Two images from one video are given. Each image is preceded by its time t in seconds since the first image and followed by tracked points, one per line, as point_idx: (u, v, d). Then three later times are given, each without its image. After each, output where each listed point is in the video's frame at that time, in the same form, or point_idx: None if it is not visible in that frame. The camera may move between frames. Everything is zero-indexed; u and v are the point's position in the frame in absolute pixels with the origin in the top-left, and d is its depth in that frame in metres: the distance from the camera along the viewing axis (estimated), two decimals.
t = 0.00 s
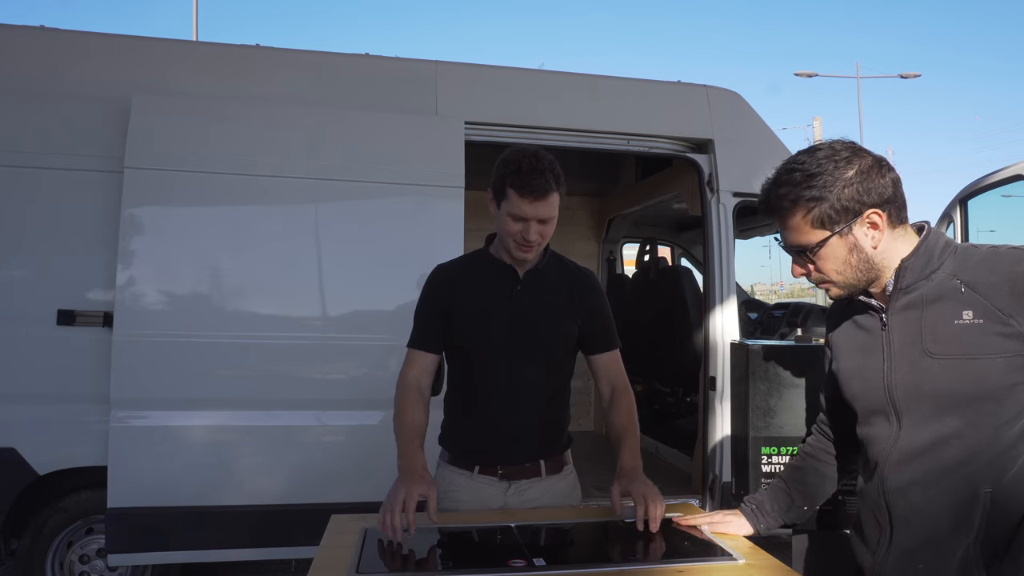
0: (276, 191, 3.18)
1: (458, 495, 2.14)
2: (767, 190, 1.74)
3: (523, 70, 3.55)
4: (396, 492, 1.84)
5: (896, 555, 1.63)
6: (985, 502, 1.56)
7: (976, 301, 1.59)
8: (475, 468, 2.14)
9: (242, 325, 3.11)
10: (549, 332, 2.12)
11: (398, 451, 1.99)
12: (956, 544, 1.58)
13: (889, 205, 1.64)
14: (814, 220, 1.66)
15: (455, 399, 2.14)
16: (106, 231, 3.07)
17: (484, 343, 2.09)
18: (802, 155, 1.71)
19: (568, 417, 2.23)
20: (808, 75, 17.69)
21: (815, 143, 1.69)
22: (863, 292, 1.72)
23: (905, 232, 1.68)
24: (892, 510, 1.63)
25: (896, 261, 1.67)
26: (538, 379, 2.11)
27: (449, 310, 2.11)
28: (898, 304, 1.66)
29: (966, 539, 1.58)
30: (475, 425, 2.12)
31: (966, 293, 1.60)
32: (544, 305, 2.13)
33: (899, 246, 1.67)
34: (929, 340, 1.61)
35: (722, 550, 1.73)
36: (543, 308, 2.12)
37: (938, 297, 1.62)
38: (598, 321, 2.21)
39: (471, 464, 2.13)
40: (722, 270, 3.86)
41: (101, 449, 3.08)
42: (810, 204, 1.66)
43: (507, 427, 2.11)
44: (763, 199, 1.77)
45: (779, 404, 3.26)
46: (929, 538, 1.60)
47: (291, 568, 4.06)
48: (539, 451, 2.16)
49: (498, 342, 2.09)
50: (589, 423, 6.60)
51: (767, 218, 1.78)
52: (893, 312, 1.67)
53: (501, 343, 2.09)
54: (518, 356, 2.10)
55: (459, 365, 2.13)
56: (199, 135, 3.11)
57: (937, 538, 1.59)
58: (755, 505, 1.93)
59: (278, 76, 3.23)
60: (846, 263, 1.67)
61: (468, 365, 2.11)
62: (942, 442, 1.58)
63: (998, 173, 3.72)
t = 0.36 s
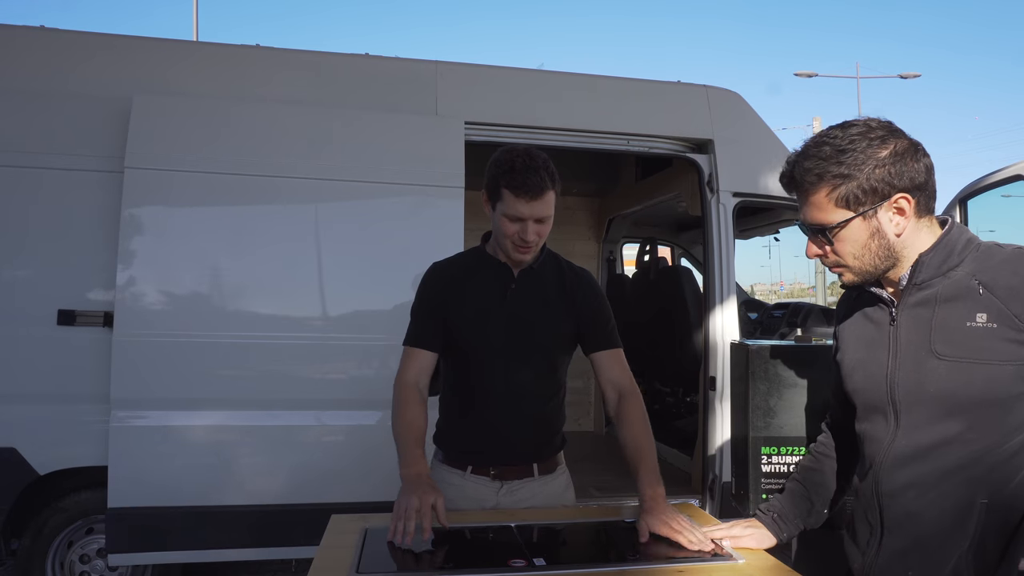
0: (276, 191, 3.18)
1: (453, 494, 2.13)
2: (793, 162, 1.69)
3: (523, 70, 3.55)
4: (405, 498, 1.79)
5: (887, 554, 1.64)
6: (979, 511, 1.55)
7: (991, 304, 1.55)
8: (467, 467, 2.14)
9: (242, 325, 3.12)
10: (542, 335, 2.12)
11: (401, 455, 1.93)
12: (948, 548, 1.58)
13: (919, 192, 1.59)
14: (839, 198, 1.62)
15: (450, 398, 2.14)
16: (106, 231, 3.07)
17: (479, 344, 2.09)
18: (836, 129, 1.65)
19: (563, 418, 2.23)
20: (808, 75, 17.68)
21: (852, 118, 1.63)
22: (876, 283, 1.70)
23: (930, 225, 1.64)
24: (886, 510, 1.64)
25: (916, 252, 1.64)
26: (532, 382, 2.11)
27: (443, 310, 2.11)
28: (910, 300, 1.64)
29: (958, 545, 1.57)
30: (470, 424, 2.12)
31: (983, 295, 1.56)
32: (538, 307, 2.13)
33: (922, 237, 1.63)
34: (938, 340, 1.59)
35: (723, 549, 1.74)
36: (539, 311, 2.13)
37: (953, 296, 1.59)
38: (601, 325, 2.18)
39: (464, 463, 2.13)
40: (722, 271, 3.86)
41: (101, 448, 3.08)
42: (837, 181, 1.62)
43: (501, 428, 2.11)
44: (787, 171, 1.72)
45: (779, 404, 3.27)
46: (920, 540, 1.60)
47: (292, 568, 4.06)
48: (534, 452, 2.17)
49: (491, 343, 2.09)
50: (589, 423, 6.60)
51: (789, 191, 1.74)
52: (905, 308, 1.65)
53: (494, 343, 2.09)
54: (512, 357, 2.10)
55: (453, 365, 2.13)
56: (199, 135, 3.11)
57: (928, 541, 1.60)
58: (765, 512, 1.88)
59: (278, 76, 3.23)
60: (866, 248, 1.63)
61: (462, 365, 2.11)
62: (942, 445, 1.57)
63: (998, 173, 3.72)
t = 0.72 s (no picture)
0: (276, 191, 3.18)
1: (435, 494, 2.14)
2: (803, 149, 1.67)
3: (523, 70, 3.56)
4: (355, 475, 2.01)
5: (881, 567, 1.58)
6: (979, 529, 1.46)
7: (1004, 312, 1.47)
8: (429, 470, 2.16)
9: (242, 325, 3.12)
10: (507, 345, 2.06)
11: (368, 434, 2.15)
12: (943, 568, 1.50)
13: (931, 186, 1.54)
14: (845, 189, 1.59)
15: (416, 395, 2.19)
16: (106, 230, 3.07)
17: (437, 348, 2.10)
18: (849, 117, 1.61)
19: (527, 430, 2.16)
20: (806, 75, 17.64)
21: (867, 106, 1.59)
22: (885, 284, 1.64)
23: (944, 222, 1.57)
24: (883, 521, 1.58)
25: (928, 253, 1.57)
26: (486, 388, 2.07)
27: (415, 313, 2.15)
28: (918, 304, 1.58)
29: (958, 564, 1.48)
30: (425, 425, 2.14)
31: (996, 303, 1.48)
32: (504, 316, 2.07)
33: (935, 236, 1.57)
34: (945, 347, 1.52)
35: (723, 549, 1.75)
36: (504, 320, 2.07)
37: (962, 302, 1.51)
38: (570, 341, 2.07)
39: (424, 464, 2.16)
40: (722, 271, 3.86)
41: (101, 448, 3.09)
42: (844, 170, 1.59)
43: (465, 436, 2.11)
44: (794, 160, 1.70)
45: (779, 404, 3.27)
46: (916, 556, 1.53)
47: (292, 568, 4.07)
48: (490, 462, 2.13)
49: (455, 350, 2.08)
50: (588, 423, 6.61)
51: (798, 181, 1.70)
52: (913, 312, 1.59)
53: (458, 351, 2.08)
54: (475, 367, 2.07)
55: (422, 368, 2.14)
56: (197, 136, 3.11)
57: (924, 558, 1.52)
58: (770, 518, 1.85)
59: (278, 76, 3.23)
60: (872, 244, 1.58)
61: (430, 371, 2.12)
62: (942, 458, 1.49)
63: (998, 173, 3.72)
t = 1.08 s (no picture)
0: (276, 191, 3.18)
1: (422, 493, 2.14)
2: (793, 161, 1.69)
3: (523, 70, 3.56)
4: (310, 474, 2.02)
5: (880, 569, 1.59)
6: (982, 536, 1.46)
7: (1016, 318, 1.45)
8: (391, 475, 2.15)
9: (242, 325, 3.12)
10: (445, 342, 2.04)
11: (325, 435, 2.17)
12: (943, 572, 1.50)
13: (919, 189, 1.52)
14: (830, 201, 1.60)
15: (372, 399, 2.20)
16: (105, 230, 3.07)
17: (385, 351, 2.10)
18: (834, 126, 1.62)
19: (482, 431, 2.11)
20: (806, 74, 17.63)
21: (851, 114, 1.59)
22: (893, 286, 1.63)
23: (944, 221, 1.55)
24: (884, 524, 1.58)
25: (931, 257, 1.56)
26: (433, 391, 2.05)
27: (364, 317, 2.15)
28: (928, 307, 1.56)
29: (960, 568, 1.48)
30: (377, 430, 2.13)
31: (1009, 308, 1.46)
32: (441, 315, 2.05)
33: (937, 236, 1.55)
34: (955, 351, 1.50)
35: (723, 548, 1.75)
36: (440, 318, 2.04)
37: (975, 306, 1.49)
38: (496, 333, 1.97)
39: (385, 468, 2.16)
40: (722, 271, 3.86)
41: (101, 448, 3.09)
42: (828, 182, 1.60)
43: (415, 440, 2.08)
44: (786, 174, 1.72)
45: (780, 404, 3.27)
46: (916, 560, 1.53)
47: (292, 568, 4.06)
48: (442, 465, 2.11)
49: (398, 352, 2.07)
50: (588, 422, 6.62)
51: (792, 190, 1.72)
52: (923, 315, 1.57)
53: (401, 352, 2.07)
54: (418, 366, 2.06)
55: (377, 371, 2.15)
56: (196, 136, 3.11)
57: (925, 562, 1.52)
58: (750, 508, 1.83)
59: (278, 76, 3.23)
60: (867, 251, 1.59)
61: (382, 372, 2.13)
62: (948, 464, 1.48)
63: (998, 173, 3.71)
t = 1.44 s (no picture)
0: (276, 191, 3.18)
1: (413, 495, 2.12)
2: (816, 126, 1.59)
3: (523, 70, 3.56)
4: (298, 480, 1.98)
5: (877, 569, 1.55)
6: (980, 528, 1.44)
7: (1007, 309, 1.46)
8: (382, 475, 2.13)
9: (242, 325, 3.12)
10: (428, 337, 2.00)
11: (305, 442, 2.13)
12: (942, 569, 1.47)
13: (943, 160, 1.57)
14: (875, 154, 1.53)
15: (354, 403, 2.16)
16: (105, 230, 3.07)
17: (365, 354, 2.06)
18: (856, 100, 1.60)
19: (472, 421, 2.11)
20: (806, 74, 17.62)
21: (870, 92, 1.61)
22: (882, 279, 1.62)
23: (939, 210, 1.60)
24: (880, 522, 1.54)
25: (922, 246, 1.57)
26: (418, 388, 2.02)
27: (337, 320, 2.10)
28: (916, 301, 1.56)
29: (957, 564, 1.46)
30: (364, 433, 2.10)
31: (999, 299, 1.47)
32: (422, 310, 2.01)
33: (933, 224, 1.58)
34: (945, 342, 1.50)
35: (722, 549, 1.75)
36: (421, 313, 2.00)
37: (965, 297, 1.50)
38: (482, 322, 1.98)
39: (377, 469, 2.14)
40: (722, 271, 3.86)
41: (101, 448, 3.09)
42: (871, 138, 1.54)
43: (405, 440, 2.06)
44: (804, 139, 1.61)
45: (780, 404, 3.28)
46: (914, 558, 1.49)
47: (292, 569, 4.06)
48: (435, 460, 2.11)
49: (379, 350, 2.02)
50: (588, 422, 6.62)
51: (805, 167, 1.64)
52: (910, 309, 1.57)
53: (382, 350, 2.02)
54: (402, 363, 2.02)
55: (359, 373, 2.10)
56: (195, 135, 3.11)
57: (923, 558, 1.48)
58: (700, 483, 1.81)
59: (277, 76, 3.23)
60: (903, 211, 1.53)
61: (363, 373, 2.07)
62: (942, 455, 1.46)
63: (998, 173, 3.71)
